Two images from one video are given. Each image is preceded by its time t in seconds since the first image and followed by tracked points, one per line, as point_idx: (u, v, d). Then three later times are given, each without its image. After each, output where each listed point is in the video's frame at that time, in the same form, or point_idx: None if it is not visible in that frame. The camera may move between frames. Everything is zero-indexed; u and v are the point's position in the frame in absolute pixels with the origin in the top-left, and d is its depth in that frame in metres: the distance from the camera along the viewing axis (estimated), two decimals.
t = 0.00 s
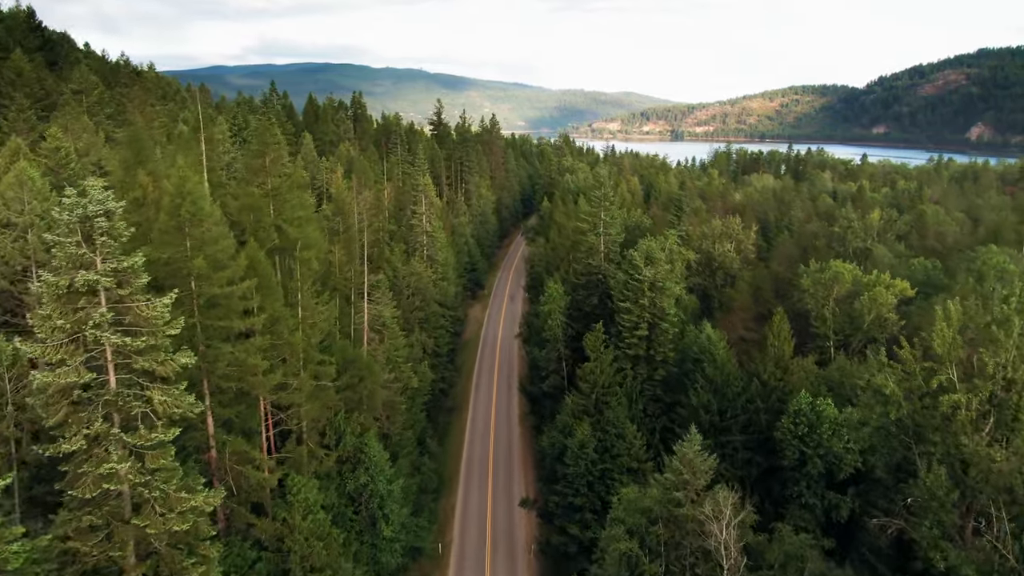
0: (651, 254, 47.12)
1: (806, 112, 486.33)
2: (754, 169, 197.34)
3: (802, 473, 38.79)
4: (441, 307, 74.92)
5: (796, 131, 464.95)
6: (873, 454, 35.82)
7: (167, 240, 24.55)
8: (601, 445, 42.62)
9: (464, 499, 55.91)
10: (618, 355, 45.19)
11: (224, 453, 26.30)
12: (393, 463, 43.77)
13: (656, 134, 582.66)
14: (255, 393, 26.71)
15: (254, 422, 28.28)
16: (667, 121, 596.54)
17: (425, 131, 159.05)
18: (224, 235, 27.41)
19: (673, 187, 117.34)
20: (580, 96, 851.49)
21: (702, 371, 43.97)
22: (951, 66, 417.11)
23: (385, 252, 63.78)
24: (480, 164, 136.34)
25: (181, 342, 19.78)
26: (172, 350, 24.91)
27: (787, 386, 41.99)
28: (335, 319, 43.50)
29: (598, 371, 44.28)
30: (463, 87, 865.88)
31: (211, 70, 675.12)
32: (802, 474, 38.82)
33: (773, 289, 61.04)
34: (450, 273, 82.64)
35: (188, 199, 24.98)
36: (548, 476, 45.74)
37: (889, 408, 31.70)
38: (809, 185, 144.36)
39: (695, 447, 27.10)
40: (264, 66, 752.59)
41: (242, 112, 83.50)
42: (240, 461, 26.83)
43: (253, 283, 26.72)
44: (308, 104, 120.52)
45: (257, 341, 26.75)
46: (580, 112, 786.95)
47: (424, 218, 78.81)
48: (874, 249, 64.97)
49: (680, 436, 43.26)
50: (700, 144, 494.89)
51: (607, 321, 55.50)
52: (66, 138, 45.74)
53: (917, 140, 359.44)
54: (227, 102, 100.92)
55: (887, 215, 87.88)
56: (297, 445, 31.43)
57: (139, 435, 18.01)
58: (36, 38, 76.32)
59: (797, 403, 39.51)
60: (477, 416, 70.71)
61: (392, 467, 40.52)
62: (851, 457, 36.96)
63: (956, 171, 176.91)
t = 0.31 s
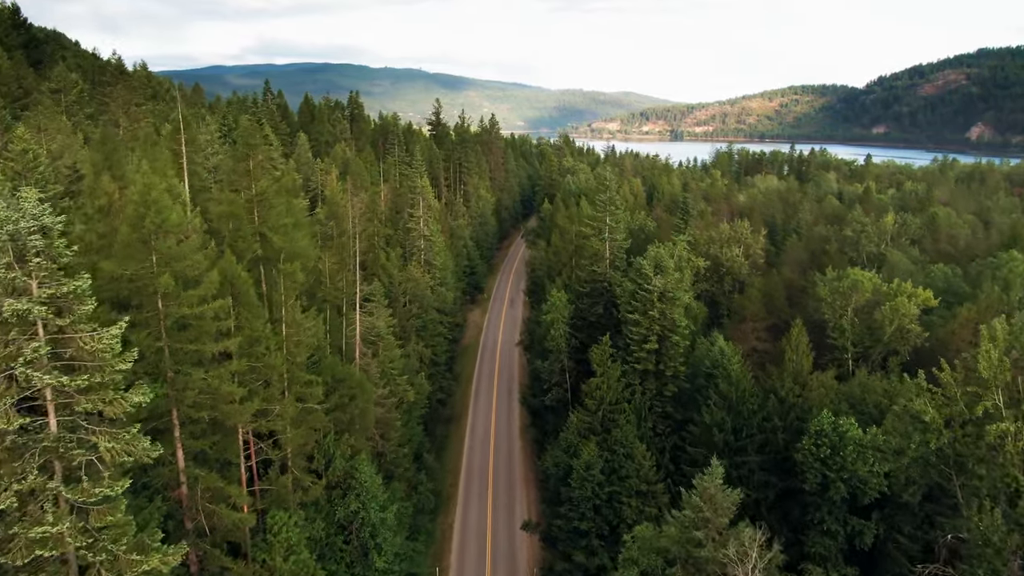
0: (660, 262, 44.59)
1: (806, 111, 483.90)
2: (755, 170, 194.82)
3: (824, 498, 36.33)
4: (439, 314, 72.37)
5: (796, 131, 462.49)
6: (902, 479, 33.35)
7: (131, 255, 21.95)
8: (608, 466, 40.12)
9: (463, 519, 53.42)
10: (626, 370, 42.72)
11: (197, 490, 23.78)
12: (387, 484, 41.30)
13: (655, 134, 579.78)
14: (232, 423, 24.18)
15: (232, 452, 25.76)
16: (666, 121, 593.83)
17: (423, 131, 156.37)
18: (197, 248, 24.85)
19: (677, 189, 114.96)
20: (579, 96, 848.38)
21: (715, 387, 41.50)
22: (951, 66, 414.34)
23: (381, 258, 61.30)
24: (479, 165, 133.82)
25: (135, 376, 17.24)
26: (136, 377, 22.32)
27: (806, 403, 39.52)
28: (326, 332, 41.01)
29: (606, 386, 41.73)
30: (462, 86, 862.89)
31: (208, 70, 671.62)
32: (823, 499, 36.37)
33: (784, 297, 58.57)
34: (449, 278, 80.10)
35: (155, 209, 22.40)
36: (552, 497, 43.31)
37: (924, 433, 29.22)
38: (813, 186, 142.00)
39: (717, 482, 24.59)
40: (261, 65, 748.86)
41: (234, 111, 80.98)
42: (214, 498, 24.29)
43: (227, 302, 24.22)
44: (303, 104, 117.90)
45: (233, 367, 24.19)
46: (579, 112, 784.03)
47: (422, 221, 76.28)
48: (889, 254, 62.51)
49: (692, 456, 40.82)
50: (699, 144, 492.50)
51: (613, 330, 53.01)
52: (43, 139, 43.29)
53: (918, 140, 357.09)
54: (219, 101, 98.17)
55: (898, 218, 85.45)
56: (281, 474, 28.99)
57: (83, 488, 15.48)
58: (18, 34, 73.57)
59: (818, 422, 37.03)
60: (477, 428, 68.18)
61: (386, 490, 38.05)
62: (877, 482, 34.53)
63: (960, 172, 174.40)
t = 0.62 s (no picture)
0: (673, 273, 41.57)
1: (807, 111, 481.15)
2: (757, 171, 191.90)
3: (852, 531, 33.43)
4: (436, 323, 69.32)
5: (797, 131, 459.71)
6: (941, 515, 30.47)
7: (77, 277, 18.70)
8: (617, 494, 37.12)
9: (461, 545, 50.73)
10: (636, 389, 39.78)
11: (155, 543, 20.79)
12: (379, 512, 38.33)
13: (655, 134, 576.72)
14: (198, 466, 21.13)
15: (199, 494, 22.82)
16: (666, 121, 590.88)
17: (421, 131, 153.28)
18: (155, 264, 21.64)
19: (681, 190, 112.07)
20: (578, 96, 845.71)
21: (732, 407, 38.55)
22: (950, 66, 411.52)
23: (376, 265, 58.34)
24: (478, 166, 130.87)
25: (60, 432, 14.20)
26: (84, 418, 19.25)
27: (831, 426, 36.56)
28: (313, 348, 38.06)
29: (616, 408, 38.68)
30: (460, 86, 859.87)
31: (205, 69, 667.67)
32: (852, 532, 33.45)
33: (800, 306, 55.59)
34: (446, 285, 77.08)
35: (104, 223, 19.10)
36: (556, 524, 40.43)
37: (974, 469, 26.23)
38: (817, 187, 139.16)
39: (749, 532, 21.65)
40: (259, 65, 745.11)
41: (224, 111, 78.06)
42: (176, 551, 21.28)
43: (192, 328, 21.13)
44: (297, 104, 114.82)
45: (198, 402, 21.11)
46: (578, 111, 781.24)
47: (419, 226, 73.24)
48: (909, 261, 59.54)
49: (707, 482, 37.96)
50: (699, 144, 489.69)
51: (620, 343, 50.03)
52: (11, 141, 40.41)
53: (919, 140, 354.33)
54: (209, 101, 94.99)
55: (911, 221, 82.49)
56: (257, 514, 26.08)
57: None
58: None
59: (846, 449, 34.08)
60: (477, 444, 65.34)
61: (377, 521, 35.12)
62: (910, 515, 31.77)
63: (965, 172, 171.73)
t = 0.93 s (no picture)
0: (688, 285, 38.61)
1: (807, 111, 478.44)
2: (759, 172, 189.13)
3: (887, 570, 30.59)
4: (434, 332, 66.34)
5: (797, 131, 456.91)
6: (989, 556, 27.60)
7: (3, 306, 15.59)
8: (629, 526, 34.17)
9: (460, 571, 47.98)
10: (648, 410, 36.82)
11: None
12: (371, 543, 35.47)
13: (654, 134, 573.89)
14: (151, 522, 18.11)
15: (157, 550, 19.88)
16: (665, 121, 587.95)
17: (419, 131, 150.31)
18: (101, 287, 18.62)
19: (685, 192, 109.17)
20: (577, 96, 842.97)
21: (752, 431, 35.63)
22: (950, 66, 409.33)
23: (369, 273, 55.40)
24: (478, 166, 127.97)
25: None
26: (11, 473, 16.18)
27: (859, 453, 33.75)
28: (299, 367, 35.11)
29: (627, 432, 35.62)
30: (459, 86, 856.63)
31: (203, 69, 663.97)
32: (886, 572, 30.63)
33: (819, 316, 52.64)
34: (444, 292, 74.09)
35: (35, 242, 16.08)
36: (562, 556, 37.54)
37: None
38: (822, 189, 136.38)
39: None
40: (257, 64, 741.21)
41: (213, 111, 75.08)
42: None
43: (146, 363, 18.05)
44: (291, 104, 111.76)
45: (151, 448, 18.11)
46: (576, 112, 778.33)
47: (416, 230, 70.19)
48: (929, 269, 56.71)
49: (725, 512, 35.06)
50: (698, 144, 487.12)
51: (629, 357, 47.07)
52: None
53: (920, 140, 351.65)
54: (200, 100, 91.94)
55: (925, 225, 79.66)
56: (229, 563, 23.18)
57: None
58: None
59: (880, 480, 31.21)
60: (477, 459, 62.49)
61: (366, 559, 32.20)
62: (953, 555, 28.85)
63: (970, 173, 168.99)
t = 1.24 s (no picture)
0: (702, 297, 35.96)
1: (807, 111, 475.97)
2: (760, 173, 186.49)
3: None
4: (431, 341, 63.67)
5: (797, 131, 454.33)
6: None
7: None
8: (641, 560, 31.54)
9: None
10: (661, 432, 34.23)
11: None
12: None
13: (653, 134, 571.19)
14: None
15: None
16: (665, 121, 585.33)
17: (417, 131, 147.72)
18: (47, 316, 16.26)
19: (689, 194, 106.52)
20: (575, 96, 840.18)
21: (773, 455, 33.05)
22: (950, 66, 407.16)
23: (363, 281, 52.81)
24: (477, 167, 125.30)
25: None
26: None
27: (889, 480, 31.12)
28: (283, 388, 32.44)
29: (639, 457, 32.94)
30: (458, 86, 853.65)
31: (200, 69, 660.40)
32: None
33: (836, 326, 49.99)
34: (442, 298, 71.45)
35: None
36: None
37: None
38: (825, 190, 133.76)
39: None
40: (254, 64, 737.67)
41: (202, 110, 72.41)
42: None
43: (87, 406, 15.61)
44: (285, 104, 109.16)
45: (90, 507, 15.56)
46: (575, 112, 775.46)
47: (412, 235, 67.55)
48: (950, 276, 54.05)
49: (744, 543, 32.46)
50: (694, 144, 484.60)
51: (637, 371, 44.41)
52: None
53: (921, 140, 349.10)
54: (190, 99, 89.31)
55: (938, 229, 77.00)
56: None
57: None
58: None
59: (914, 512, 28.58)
60: (476, 472, 59.87)
61: None
62: None
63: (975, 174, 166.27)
